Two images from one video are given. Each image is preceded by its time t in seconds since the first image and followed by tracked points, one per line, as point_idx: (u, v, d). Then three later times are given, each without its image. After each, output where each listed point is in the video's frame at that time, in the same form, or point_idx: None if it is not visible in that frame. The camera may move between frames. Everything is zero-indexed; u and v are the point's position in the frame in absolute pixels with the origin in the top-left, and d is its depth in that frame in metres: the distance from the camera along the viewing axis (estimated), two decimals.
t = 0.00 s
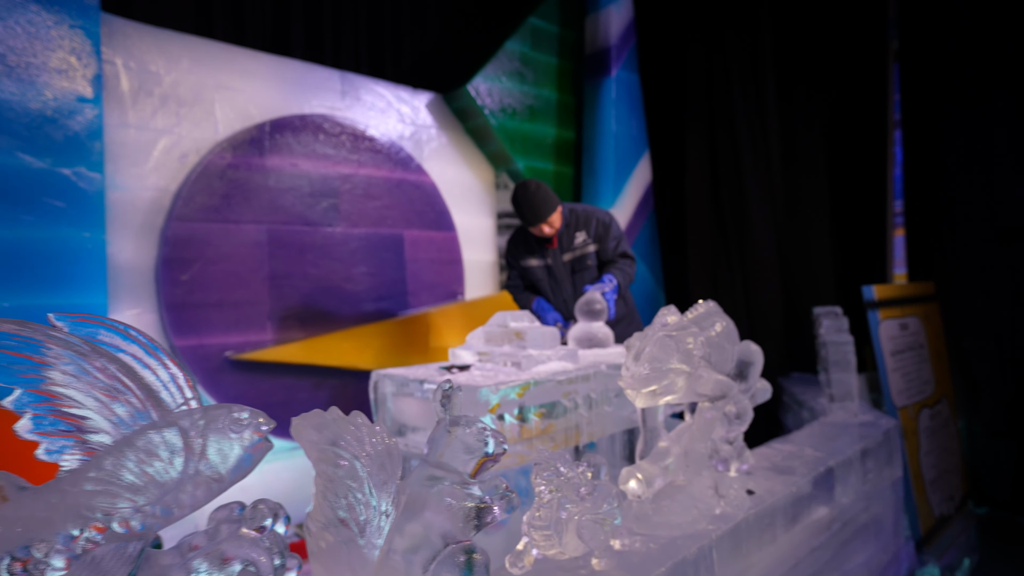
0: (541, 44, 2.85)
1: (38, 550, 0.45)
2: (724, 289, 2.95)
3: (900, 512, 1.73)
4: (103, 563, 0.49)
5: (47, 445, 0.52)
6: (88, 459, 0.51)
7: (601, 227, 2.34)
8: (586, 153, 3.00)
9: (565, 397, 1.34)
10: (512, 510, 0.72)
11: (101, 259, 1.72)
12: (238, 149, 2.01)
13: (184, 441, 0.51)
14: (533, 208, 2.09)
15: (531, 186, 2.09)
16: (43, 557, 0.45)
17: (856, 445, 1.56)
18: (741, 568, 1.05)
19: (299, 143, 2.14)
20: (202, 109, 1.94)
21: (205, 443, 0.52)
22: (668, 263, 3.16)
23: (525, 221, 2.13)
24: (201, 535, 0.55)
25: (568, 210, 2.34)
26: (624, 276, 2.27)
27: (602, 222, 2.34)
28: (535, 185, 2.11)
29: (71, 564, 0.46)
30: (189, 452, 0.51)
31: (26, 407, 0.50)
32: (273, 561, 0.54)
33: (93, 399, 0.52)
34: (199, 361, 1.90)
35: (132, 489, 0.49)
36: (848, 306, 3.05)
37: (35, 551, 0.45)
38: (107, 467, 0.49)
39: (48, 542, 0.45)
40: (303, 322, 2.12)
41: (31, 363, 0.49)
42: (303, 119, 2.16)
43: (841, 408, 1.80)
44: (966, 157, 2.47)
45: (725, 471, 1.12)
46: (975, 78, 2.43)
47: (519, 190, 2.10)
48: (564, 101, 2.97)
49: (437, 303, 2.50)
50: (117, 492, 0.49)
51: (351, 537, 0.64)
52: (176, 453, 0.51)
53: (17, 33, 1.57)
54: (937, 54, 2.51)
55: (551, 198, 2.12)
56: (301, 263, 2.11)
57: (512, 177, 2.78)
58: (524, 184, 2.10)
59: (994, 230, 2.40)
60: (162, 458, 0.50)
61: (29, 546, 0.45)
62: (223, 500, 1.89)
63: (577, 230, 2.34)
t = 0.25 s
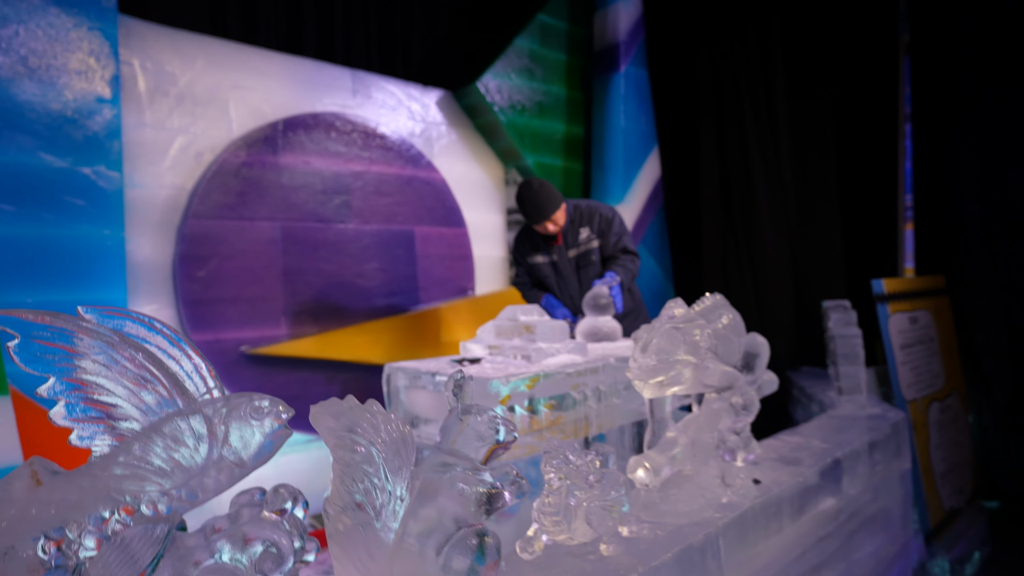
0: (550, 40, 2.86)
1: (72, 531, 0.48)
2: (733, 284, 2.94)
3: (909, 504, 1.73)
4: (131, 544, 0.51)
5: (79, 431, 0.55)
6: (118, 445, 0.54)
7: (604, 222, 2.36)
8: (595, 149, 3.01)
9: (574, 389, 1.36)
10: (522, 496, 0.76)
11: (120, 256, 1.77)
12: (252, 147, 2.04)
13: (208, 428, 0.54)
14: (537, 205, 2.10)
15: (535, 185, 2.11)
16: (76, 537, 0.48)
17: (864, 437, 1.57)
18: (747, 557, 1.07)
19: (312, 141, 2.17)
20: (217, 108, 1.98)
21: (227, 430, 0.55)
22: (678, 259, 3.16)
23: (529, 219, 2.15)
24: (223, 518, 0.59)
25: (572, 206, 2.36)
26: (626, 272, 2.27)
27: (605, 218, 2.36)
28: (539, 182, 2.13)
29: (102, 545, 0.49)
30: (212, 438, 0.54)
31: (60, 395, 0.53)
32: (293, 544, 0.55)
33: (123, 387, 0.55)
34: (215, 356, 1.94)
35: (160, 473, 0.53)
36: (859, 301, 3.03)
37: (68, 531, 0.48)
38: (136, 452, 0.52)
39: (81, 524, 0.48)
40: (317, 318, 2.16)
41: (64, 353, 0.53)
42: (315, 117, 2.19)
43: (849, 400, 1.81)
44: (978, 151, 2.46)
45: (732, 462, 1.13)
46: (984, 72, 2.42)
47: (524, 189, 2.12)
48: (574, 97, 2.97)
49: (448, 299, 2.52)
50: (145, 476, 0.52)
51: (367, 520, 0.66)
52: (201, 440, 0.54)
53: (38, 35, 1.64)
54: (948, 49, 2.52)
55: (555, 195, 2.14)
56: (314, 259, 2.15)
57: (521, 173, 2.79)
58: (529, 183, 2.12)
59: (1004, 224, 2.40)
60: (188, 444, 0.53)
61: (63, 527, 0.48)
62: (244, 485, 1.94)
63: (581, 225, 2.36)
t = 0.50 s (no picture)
0: (557, 44, 2.88)
1: (93, 526, 0.50)
2: (742, 285, 2.93)
3: (916, 504, 1.74)
4: (149, 538, 0.53)
5: (101, 430, 0.58)
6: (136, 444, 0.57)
7: (607, 224, 2.38)
8: (603, 150, 3.01)
9: (579, 390, 1.38)
10: (525, 493, 0.77)
11: (136, 260, 1.82)
12: (264, 152, 2.08)
13: (223, 427, 0.57)
14: (540, 211, 2.13)
15: (536, 192, 2.14)
16: (98, 532, 0.50)
17: (869, 437, 1.58)
18: (749, 555, 1.08)
19: (322, 146, 2.21)
20: (229, 114, 2.02)
21: (240, 429, 0.58)
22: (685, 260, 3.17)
23: (532, 225, 2.18)
24: (238, 514, 0.58)
25: (575, 210, 2.38)
26: (628, 276, 2.28)
27: (608, 220, 2.38)
28: (541, 188, 2.15)
29: (123, 539, 0.51)
30: (227, 437, 0.57)
31: (82, 395, 0.56)
32: (304, 539, 0.58)
33: (142, 388, 0.58)
34: (229, 357, 1.97)
35: (178, 471, 0.55)
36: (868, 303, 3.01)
37: (90, 526, 0.50)
38: (155, 450, 0.55)
39: (102, 519, 0.50)
40: (328, 319, 2.19)
41: (86, 355, 0.55)
42: (326, 123, 2.23)
43: (856, 401, 1.82)
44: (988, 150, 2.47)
45: (734, 460, 1.14)
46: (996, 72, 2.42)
47: (525, 197, 2.15)
48: (581, 99, 2.99)
49: (457, 300, 2.55)
50: (163, 473, 0.54)
51: (375, 517, 0.69)
52: (215, 439, 0.56)
53: (57, 47, 1.67)
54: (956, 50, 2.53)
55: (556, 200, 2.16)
56: (325, 262, 2.18)
57: (529, 175, 2.82)
58: (530, 190, 2.15)
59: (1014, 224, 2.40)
60: (204, 443, 0.56)
61: (86, 522, 0.50)
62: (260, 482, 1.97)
63: (584, 229, 2.38)
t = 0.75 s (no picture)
0: (559, 47, 2.90)
1: (98, 521, 0.53)
2: (741, 286, 2.95)
3: (914, 505, 1.75)
4: (152, 535, 0.56)
5: (106, 428, 0.60)
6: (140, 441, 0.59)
7: (607, 225, 2.39)
8: (604, 153, 3.04)
9: (577, 391, 1.40)
10: (521, 492, 0.78)
11: (142, 262, 1.85)
12: (267, 155, 2.10)
13: (224, 425, 0.59)
14: (539, 215, 2.15)
15: (535, 195, 2.15)
16: (102, 527, 0.53)
17: (867, 438, 1.59)
18: (744, 554, 1.09)
19: (325, 149, 2.23)
20: (233, 118, 2.05)
21: (241, 428, 0.59)
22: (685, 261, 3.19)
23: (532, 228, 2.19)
24: (238, 511, 0.62)
25: (575, 212, 2.40)
26: (631, 274, 2.29)
27: (608, 221, 2.39)
28: (540, 191, 2.17)
29: (126, 534, 0.54)
30: (228, 436, 0.59)
31: (88, 394, 0.58)
32: (303, 535, 0.60)
33: (145, 387, 0.60)
34: (232, 358, 1.99)
35: (180, 467, 0.57)
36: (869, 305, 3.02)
37: (96, 521, 0.53)
38: (158, 447, 0.57)
39: (107, 514, 0.53)
40: (331, 321, 2.21)
41: (91, 354, 0.58)
42: (328, 126, 2.25)
43: (854, 402, 1.82)
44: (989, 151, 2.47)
45: (729, 460, 1.15)
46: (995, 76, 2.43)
47: (524, 200, 2.16)
48: (583, 102, 3.01)
49: (458, 302, 2.57)
50: (166, 470, 0.57)
51: (372, 514, 0.69)
52: (217, 437, 0.58)
53: (64, 52, 1.72)
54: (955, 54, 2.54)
55: (555, 203, 2.18)
56: (328, 264, 2.20)
57: (531, 178, 2.84)
58: (529, 193, 2.16)
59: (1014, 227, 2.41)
60: (205, 441, 0.58)
61: (91, 517, 0.53)
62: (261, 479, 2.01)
63: (585, 230, 2.40)
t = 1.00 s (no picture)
0: (558, 48, 2.91)
1: (101, 521, 0.54)
2: (738, 285, 2.96)
3: (910, 504, 1.76)
4: (154, 533, 0.57)
5: (109, 429, 0.61)
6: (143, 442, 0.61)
7: (607, 222, 2.39)
8: (603, 154, 3.04)
9: (575, 391, 1.41)
10: (517, 491, 0.79)
11: (143, 263, 1.86)
12: (267, 157, 2.11)
13: (224, 426, 0.60)
14: (536, 216, 2.15)
15: (532, 195, 2.16)
16: (105, 526, 0.54)
17: (862, 438, 1.60)
18: (739, 552, 1.11)
19: (325, 150, 2.25)
20: (234, 120, 2.06)
21: (241, 429, 0.61)
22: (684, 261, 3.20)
23: (529, 228, 2.20)
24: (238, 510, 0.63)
25: (574, 211, 2.40)
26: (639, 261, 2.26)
27: (608, 218, 2.39)
28: (537, 192, 2.17)
29: (129, 533, 0.55)
30: (228, 437, 0.60)
31: (91, 396, 0.60)
32: (302, 534, 0.61)
33: (147, 389, 0.61)
34: (233, 358, 2.00)
35: (181, 467, 0.59)
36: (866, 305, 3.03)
37: (98, 521, 0.54)
38: (159, 448, 0.59)
39: (109, 514, 0.54)
40: (331, 321, 2.21)
41: (93, 357, 0.59)
42: (328, 127, 2.26)
43: (850, 401, 1.83)
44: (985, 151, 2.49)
45: (724, 460, 1.16)
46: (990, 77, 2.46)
47: (521, 201, 2.18)
48: (581, 103, 3.02)
49: (457, 302, 2.58)
50: (167, 470, 0.58)
51: (370, 513, 0.71)
52: (217, 438, 0.60)
53: (66, 54, 1.73)
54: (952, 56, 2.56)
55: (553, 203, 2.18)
56: (328, 265, 2.21)
57: (530, 179, 2.85)
58: (525, 194, 2.18)
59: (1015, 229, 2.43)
60: (206, 442, 0.59)
61: (94, 517, 0.54)
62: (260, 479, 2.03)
63: (584, 229, 2.40)
